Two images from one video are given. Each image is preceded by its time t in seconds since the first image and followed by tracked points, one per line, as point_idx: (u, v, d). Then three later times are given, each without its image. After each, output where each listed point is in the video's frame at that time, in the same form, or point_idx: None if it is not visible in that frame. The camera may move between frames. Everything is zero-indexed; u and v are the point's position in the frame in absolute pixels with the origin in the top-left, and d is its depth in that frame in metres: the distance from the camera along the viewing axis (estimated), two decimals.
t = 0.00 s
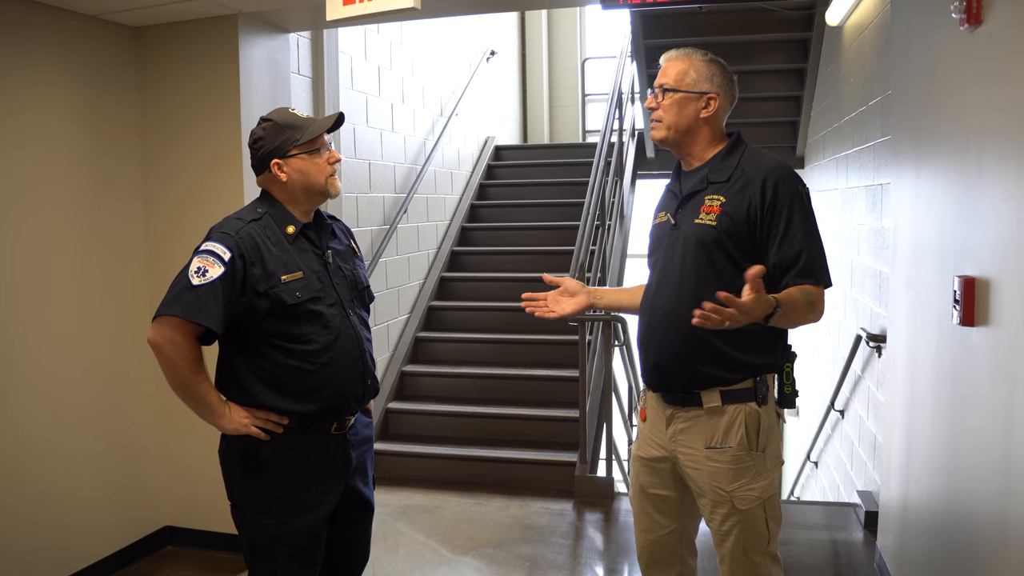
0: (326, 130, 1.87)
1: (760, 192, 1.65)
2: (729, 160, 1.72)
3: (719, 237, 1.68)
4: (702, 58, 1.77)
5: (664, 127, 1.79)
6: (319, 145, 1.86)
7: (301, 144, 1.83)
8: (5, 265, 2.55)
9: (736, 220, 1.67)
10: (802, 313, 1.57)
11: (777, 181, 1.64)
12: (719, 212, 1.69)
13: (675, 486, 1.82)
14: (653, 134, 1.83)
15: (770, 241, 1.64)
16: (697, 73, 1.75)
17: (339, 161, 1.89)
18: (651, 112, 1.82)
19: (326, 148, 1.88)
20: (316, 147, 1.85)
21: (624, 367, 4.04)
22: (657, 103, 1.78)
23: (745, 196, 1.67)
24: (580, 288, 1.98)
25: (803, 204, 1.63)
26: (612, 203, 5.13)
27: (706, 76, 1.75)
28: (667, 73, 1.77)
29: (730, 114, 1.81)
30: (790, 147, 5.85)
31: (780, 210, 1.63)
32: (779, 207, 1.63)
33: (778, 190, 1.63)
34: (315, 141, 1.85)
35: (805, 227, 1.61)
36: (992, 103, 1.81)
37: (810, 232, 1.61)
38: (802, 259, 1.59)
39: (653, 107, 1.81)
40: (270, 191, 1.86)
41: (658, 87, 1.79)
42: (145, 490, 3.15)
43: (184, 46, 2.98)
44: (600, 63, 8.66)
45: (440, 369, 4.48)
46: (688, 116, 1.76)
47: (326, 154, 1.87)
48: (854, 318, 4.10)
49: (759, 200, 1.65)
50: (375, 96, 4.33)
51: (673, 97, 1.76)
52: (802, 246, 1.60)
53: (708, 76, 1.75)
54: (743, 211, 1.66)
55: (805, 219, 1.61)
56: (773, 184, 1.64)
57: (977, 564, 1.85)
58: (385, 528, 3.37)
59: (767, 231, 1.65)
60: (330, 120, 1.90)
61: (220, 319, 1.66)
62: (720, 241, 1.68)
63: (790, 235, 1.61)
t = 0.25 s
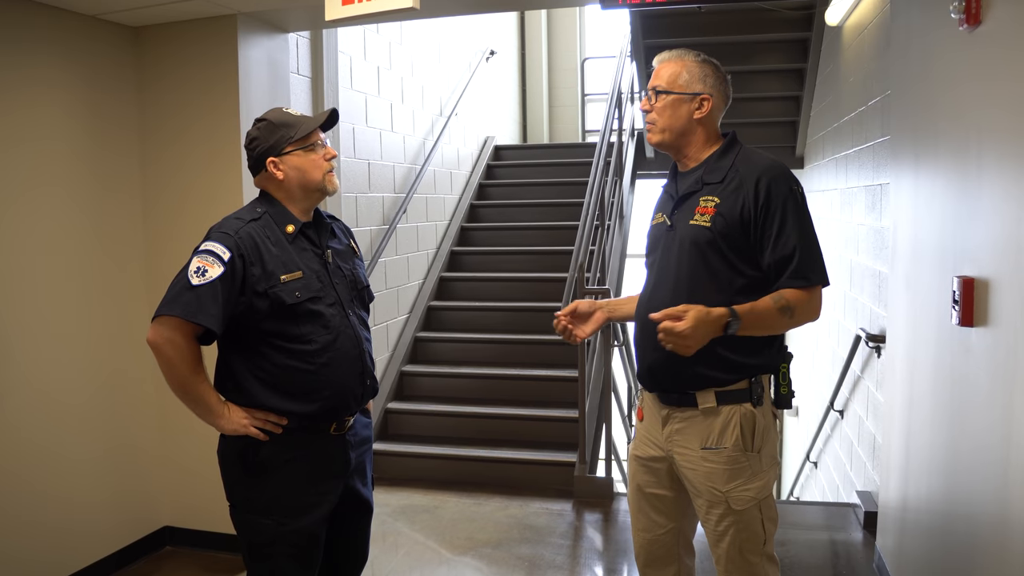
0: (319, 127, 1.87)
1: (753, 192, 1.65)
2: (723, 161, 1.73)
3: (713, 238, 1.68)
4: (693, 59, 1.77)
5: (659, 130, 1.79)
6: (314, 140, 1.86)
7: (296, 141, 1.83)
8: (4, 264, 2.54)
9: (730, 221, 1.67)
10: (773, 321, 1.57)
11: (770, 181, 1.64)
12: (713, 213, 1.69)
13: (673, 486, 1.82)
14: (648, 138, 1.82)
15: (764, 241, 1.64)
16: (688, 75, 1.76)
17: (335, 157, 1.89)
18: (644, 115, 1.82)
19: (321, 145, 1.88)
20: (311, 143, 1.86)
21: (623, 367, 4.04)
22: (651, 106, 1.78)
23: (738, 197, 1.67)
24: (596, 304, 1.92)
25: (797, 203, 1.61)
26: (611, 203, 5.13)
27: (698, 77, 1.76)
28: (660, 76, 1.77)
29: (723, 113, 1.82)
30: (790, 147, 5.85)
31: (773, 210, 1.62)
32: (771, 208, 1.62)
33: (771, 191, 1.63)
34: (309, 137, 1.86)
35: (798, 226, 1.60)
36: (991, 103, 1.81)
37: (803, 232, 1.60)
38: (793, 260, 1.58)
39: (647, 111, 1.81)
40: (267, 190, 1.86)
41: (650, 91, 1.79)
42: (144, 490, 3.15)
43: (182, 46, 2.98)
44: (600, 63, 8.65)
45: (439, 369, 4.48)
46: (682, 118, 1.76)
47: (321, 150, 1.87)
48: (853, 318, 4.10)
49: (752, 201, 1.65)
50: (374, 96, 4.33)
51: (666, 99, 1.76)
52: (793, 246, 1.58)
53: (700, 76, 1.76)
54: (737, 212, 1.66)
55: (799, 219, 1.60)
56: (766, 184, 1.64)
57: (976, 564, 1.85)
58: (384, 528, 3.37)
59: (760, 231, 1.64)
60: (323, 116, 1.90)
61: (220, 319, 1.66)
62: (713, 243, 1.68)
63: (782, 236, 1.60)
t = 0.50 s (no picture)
0: (322, 129, 1.86)
1: (749, 193, 1.64)
2: (721, 161, 1.72)
3: (710, 239, 1.68)
4: (692, 60, 1.77)
5: (657, 132, 1.79)
6: (316, 143, 1.85)
7: (296, 140, 1.83)
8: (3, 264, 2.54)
9: (727, 222, 1.67)
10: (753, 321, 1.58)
11: (766, 182, 1.63)
12: (711, 214, 1.69)
13: (669, 486, 1.82)
14: (647, 139, 1.82)
15: (759, 242, 1.63)
16: (686, 76, 1.75)
17: (333, 163, 1.88)
18: (643, 116, 1.82)
19: (322, 149, 1.87)
20: (312, 145, 1.85)
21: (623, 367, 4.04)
22: (649, 107, 1.78)
23: (735, 197, 1.66)
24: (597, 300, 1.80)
25: (793, 204, 1.61)
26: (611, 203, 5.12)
27: (696, 79, 1.75)
28: (657, 76, 1.77)
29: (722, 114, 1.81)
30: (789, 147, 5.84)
31: (769, 211, 1.61)
32: (768, 208, 1.62)
33: (768, 192, 1.62)
34: (310, 139, 1.85)
35: (794, 228, 1.59)
36: (991, 103, 1.80)
37: (799, 233, 1.59)
38: (788, 261, 1.58)
39: (645, 111, 1.80)
40: (264, 187, 1.86)
41: (648, 91, 1.78)
42: (144, 490, 3.15)
43: (182, 45, 2.98)
44: (600, 63, 8.65)
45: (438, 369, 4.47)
46: (679, 119, 1.76)
47: (321, 153, 1.86)
48: (853, 318, 4.09)
49: (749, 202, 1.64)
50: (373, 95, 4.33)
51: (664, 100, 1.76)
52: (788, 248, 1.58)
53: (698, 77, 1.75)
54: (734, 213, 1.66)
55: (795, 220, 1.60)
56: (762, 184, 1.63)
57: (977, 564, 1.85)
58: (383, 528, 3.37)
59: (756, 232, 1.64)
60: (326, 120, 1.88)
61: (218, 318, 1.65)
62: (710, 244, 1.68)
63: (777, 237, 1.60)
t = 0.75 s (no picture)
0: (324, 129, 1.86)
1: (752, 193, 1.64)
2: (722, 160, 1.72)
3: (712, 239, 1.68)
4: (692, 60, 1.76)
5: (657, 133, 1.78)
6: (319, 142, 1.86)
7: (299, 140, 1.83)
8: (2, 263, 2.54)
9: (729, 222, 1.67)
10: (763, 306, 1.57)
11: (769, 182, 1.63)
12: (713, 214, 1.69)
13: (668, 486, 1.82)
14: (647, 140, 1.82)
15: (761, 242, 1.63)
16: (687, 76, 1.74)
17: (336, 161, 1.89)
18: (643, 117, 1.81)
19: (326, 147, 1.88)
20: (315, 144, 1.85)
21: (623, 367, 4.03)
22: (649, 108, 1.77)
23: (737, 197, 1.66)
24: (597, 264, 1.77)
25: (795, 205, 1.61)
26: (610, 202, 5.12)
27: (697, 79, 1.74)
28: (657, 77, 1.76)
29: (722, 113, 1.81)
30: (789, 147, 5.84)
31: (771, 211, 1.61)
32: (770, 209, 1.62)
33: (770, 192, 1.62)
34: (314, 139, 1.85)
35: (796, 229, 1.59)
36: (991, 102, 1.80)
37: (801, 233, 1.59)
38: (790, 262, 1.58)
39: (645, 112, 1.80)
40: (265, 189, 1.85)
41: (648, 92, 1.78)
42: (143, 490, 3.15)
43: (181, 45, 2.98)
44: (599, 63, 8.64)
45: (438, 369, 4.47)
46: (680, 121, 1.76)
47: (324, 153, 1.87)
48: (853, 318, 4.09)
49: (751, 202, 1.64)
50: (373, 95, 4.33)
51: (665, 101, 1.75)
52: (790, 248, 1.58)
53: (699, 78, 1.74)
54: (736, 213, 1.66)
55: (797, 221, 1.60)
56: (765, 185, 1.63)
57: (977, 564, 1.85)
58: (383, 528, 3.36)
59: (758, 232, 1.64)
60: (327, 120, 1.88)
61: (217, 317, 1.65)
62: (712, 243, 1.68)
63: (780, 237, 1.60)
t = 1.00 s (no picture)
0: (323, 128, 1.86)
1: (756, 190, 1.64)
2: (726, 158, 1.72)
3: (715, 236, 1.68)
4: (709, 59, 1.75)
5: (676, 129, 1.74)
6: (316, 141, 1.85)
7: (298, 140, 1.82)
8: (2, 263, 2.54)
9: (733, 219, 1.67)
10: (762, 294, 1.58)
11: (773, 180, 1.63)
12: (716, 211, 1.68)
13: (669, 487, 1.82)
14: (661, 136, 1.77)
15: (765, 240, 1.63)
16: (709, 75, 1.73)
17: (335, 159, 1.88)
18: (658, 112, 1.76)
19: (324, 147, 1.87)
20: (313, 144, 1.84)
21: (623, 367, 4.03)
22: (671, 104, 1.73)
23: (741, 195, 1.66)
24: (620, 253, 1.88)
25: (799, 202, 1.61)
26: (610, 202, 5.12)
27: (717, 79, 1.74)
28: (679, 71, 1.72)
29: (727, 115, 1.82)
30: (789, 147, 5.84)
31: (775, 209, 1.61)
32: (773, 206, 1.62)
33: (774, 190, 1.62)
34: (312, 138, 1.84)
35: (800, 226, 1.59)
36: (991, 102, 1.80)
37: (805, 231, 1.59)
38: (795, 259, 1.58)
39: (662, 107, 1.75)
40: (265, 188, 1.85)
41: (668, 87, 1.73)
42: (143, 490, 3.14)
43: (181, 44, 2.97)
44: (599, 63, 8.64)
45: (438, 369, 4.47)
46: (702, 119, 1.74)
47: (322, 151, 1.86)
48: (853, 318, 4.09)
49: (755, 199, 1.64)
50: (373, 95, 4.33)
51: (688, 98, 1.72)
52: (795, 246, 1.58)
53: (718, 78, 1.74)
54: (740, 210, 1.66)
55: (801, 218, 1.60)
56: (769, 181, 1.63)
57: (977, 564, 1.84)
58: (383, 528, 3.36)
59: (762, 230, 1.64)
60: (325, 118, 1.88)
61: (216, 317, 1.65)
62: (715, 240, 1.68)
63: (784, 235, 1.60)
